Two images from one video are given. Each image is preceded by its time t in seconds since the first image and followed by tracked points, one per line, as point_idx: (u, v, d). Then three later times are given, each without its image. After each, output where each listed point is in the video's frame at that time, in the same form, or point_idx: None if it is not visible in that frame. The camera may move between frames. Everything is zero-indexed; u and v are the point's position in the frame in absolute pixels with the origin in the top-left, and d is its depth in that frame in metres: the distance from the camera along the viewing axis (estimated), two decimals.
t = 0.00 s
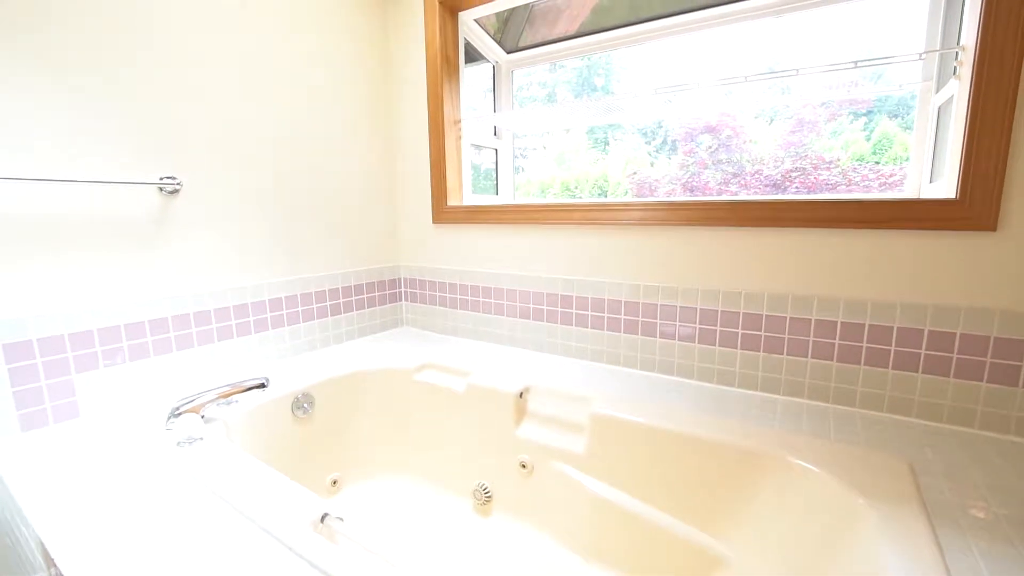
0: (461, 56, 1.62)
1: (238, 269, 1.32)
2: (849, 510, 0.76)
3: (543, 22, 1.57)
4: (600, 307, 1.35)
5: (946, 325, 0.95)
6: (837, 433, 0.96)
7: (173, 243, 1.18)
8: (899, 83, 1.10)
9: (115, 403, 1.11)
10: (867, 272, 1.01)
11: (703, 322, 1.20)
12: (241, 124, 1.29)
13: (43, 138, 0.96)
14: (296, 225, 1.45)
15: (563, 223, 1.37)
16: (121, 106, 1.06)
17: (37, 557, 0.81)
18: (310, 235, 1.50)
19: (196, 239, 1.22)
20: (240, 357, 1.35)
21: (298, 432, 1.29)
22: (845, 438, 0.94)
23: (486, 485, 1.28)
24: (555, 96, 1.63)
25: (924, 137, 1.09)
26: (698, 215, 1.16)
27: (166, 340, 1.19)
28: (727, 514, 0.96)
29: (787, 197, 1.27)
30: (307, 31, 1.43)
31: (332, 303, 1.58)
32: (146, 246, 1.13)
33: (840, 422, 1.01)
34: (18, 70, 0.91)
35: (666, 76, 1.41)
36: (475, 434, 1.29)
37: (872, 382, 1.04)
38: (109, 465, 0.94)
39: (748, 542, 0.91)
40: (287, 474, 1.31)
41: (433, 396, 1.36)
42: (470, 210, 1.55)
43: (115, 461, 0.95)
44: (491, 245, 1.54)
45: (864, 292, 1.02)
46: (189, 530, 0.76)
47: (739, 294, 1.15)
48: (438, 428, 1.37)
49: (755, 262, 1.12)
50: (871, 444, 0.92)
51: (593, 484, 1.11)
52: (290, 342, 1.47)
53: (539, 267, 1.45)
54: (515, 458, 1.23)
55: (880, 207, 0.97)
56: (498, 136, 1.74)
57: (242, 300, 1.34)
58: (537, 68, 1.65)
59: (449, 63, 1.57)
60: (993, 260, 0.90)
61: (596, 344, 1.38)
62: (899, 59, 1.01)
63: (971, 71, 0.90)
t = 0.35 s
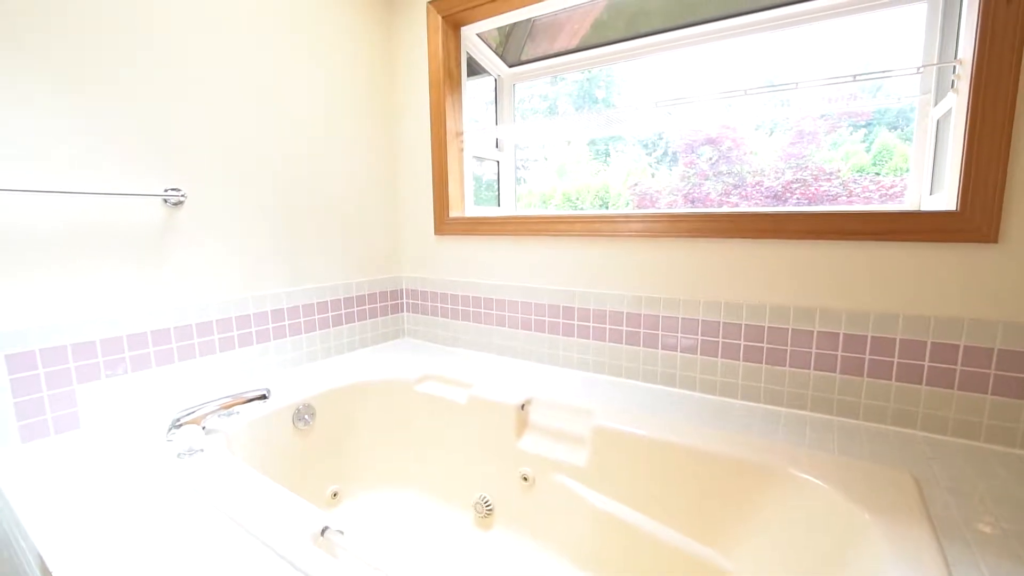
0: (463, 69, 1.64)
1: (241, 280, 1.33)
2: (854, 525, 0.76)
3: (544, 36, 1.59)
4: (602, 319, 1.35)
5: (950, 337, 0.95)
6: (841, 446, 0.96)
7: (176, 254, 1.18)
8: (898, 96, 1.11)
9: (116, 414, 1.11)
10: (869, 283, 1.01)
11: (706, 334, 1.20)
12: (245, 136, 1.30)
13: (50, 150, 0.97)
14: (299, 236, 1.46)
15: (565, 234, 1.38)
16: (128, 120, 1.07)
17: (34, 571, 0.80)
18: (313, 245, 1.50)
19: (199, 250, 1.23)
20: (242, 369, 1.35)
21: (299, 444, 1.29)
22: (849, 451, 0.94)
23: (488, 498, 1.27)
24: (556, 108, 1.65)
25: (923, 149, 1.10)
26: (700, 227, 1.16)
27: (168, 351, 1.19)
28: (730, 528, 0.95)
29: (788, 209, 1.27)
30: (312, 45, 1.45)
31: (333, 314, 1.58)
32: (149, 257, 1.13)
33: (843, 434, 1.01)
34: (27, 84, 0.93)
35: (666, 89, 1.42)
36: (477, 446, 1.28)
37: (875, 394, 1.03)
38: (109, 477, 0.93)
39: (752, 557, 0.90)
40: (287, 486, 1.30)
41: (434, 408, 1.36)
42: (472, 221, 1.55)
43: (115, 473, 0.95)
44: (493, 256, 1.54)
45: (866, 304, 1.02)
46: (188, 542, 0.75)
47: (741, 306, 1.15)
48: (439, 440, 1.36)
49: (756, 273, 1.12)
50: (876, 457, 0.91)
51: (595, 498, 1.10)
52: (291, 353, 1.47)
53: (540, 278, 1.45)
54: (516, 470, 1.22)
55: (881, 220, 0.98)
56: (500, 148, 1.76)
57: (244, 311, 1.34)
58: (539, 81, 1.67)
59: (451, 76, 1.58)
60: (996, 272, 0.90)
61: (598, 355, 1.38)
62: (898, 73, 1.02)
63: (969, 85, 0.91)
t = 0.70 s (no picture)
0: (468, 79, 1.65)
1: (246, 288, 1.33)
2: (862, 538, 0.75)
3: (547, 47, 1.61)
4: (606, 328, 1.35)
5: (956, 347, 0.95)
6: (848, 457, 0.95)
7: (182, 263, 1.19)
8: (900, 106, 1.11)
9: (120, 422, 1.11)
10: (874, 293, 1.01)
11: (710, 344, 1.20)
12: (251, 146, 1.32)
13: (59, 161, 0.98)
14: (303, 245, 1.47)
15: (568, 243, 1.38)
16: (136, 130, 1.09)
17: None
18: (316, 254, 1.51)
19: (204, 259, 1.24)
20: (245, 377, 1.35)
21: (303, 453, 1.29)
22: (856, 462, 0.93)
23: (491, 509, 1.26)
24: (560, 118, 1.66)
25: (927, 158, 1.10)
26: (703, 236, 1.17)
27: (173, 359, 1.20)
28: (736, 540, 0.94)
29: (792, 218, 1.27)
30: (319, 56, 1.47)
31: (337, 323, 1.59)
32: (155, 266, 1.14)
33: (849, 445, 1.00)
34: (38, 97, 0.94)
35: (669, 99, 1.42)
36: (480, 455, 1.28)
37: (882, 405, 1.02)
38: (112, 486, 0.93)
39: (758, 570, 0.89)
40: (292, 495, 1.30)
41: (437, 417, 1.36)
42: (476, 230, 1.56)
43: (118, 482, 0.95)
44: (496, 265, 1.55)
45: (872, 314, 1.01)
46: (191, 552, 0.75)
47: (745, 315, 1.15)
48: (443, 449, 1.35)
49: (759, 283, 1.12)
50: (884, 468, 0.90)
51: (599, 509, 1.09)
52: (295, 362, 1.48)
53: (544, 286, 1.46)
54: (520, 480, 1.21)
55: (885, 229, 0.98)
56: (504, 157, 1.77)
57: (248, 319, 1.35)
58: (542, 91, 1.68)
59: (455, 86, 1.60)
60: (1002, 283, 0.90)
61: (602, 365, 1.37)
62: (900, 84, 1.03)
63: (972, 96, 0.91)
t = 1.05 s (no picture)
0: (471, 91, 1.67)
1: (250, 297, 1.34)
2: (871, 552, 0.73)
3: (550, 59, 1.63)
4: (609, 338, 1.35)
5: (962, 358, 0.94)
6: (855, 469, 0.94)
7: (187, 272, 1.20)
8: (903, 116, 1.11)
9: (123, 432, 1.11)
10: (879, 304, 1.00)
11: (714, 354, 1.19)
12: (257, 157, 1.33)
13: (69, 172, 1.00)
14: (307, 254, 1.48)
15: (571, 253, 1.39)
16: (145, 142, 1.10)
17: None
18: (321, 263, 1.52)
19: (210, 268, 1.24)
20: (248, 386, 1.36)
21: (306, 462, 1.29)
22: (863, 474, 0.92)
23: (494, 521, 1.25)
24: (563, 128, 1.67)
25: (930, 167, 1.10)
26: (707, 247, 1.17)
27: (177, 368, 1.20)
28: (742, 554, 0.93)
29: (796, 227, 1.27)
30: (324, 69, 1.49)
31: (341, 332, 1.59)
32: (161, 275, 1.15)
33: (856, 457, 0.99)
34: (50, 109, 0.96)
35: (671, 109, 1.44)
36: (483, 466, 1.27)
37: (888, 416, 1.01)
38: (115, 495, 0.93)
39: None
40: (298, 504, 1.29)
41: (440, 427, 1.35)
42: (479, 240, 1.57)
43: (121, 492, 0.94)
44: (500, 275, 1.55)
45: (877, 324, 1.01)
46: (194, 562, 0.75)
47: (749, 326, 1.14)
48: (445, 460, 1.35)
49: (763, 294, 1.12)
50: (891, 480, 0.89)
51: (603, 522, 1.07)
52: (298, 372, 1.48)
53: (547, 296, 1.46)
54: (523, 492, 1.20)
55: (889, 240, 0.97)
56: (507, 167, 1.78)
57: (252, 329, 1.35)
58: (545, 102, 1.70)
59: (459, 98, 1.62)
60: (1009, 293, 0.89)
61: (605, 375, 1.37)
62: (902, 96, 1.03)
63: (973, 107, 0.91)
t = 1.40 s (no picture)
0: (475, 103, 1.69)
1: (255, 307, 1.35)
2: (878, 567, 0.72)
3: (552, 71, 1.65)
4: (612, 349, 1.35)
5: (969, 370, 0.93)
6: (861, 483, 0.93)
7: (192, 282, 1.21)
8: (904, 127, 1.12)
9: (126, 442, 1.11)
10: (884, 315, 1.00)
11: (718, 366, 1.19)
12: (263, 168, 1.34)
13: (77, 184, 1.01)
14: (311, 264, 1.48)
15: (573, 263, 1.39)
16: (153, 154, 1.12)
17: None
18: (325, 273, 1.52)
19: (214, 278, 1.25)
20: (251, 396, 1.36)
21: (309, 473, 1.28)
22: (868, 487, 0.91)
23: (497, 534, 1.24)
24: (565, 139, 1.68)
25: (933, 178, 1.10)
26: (710, 257, 1.17)
27: (181, 378, 1.20)
28: (747, 569, 0.91)
29: (799, 238, 1.27)
30: (330, 81, 1.51)
31: (344, 342, 1.59)
32: (166, 286, 1.16)
33: (862, 470, 0.98)
34: (60, 123, 0.98)
35: (673, 121, 1.45)
36: (485, 478, 1.27)
37: (894, 428, 1.00)
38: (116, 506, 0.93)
39: None
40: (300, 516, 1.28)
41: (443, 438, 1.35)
42: (482, 250, 1.58)
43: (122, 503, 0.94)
44: (503, 285, 1.55)
45: (882, 335, 1.00)
46: None
47: (753, 337, 1.14)
48: (448, 472, 1.34)
49: (766, 306, 1.12)
50: (898, 494, 0.88)
51: (607, 535, 1.06)
52: (301, 382, 1.48)
53: (550, 307, 1.46)
54: (526, 504, 1.19)
55: (892, 251, 0.97)
56: (510, 178, 1.79)
57: (256, 339, 1.36)
58: (548, 114, 1.71)
59: (463, 110, 1.63)
60: (1014, 304, 0.89)
61: (609, 386, 1.36)
62: (902, 108, 1.03)
63: (974, 119, 0.91)
